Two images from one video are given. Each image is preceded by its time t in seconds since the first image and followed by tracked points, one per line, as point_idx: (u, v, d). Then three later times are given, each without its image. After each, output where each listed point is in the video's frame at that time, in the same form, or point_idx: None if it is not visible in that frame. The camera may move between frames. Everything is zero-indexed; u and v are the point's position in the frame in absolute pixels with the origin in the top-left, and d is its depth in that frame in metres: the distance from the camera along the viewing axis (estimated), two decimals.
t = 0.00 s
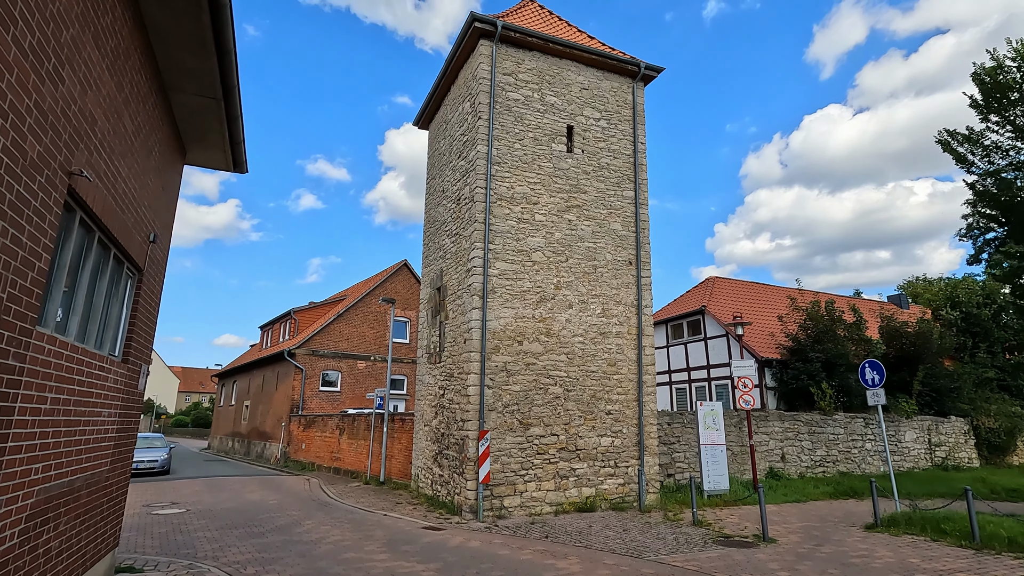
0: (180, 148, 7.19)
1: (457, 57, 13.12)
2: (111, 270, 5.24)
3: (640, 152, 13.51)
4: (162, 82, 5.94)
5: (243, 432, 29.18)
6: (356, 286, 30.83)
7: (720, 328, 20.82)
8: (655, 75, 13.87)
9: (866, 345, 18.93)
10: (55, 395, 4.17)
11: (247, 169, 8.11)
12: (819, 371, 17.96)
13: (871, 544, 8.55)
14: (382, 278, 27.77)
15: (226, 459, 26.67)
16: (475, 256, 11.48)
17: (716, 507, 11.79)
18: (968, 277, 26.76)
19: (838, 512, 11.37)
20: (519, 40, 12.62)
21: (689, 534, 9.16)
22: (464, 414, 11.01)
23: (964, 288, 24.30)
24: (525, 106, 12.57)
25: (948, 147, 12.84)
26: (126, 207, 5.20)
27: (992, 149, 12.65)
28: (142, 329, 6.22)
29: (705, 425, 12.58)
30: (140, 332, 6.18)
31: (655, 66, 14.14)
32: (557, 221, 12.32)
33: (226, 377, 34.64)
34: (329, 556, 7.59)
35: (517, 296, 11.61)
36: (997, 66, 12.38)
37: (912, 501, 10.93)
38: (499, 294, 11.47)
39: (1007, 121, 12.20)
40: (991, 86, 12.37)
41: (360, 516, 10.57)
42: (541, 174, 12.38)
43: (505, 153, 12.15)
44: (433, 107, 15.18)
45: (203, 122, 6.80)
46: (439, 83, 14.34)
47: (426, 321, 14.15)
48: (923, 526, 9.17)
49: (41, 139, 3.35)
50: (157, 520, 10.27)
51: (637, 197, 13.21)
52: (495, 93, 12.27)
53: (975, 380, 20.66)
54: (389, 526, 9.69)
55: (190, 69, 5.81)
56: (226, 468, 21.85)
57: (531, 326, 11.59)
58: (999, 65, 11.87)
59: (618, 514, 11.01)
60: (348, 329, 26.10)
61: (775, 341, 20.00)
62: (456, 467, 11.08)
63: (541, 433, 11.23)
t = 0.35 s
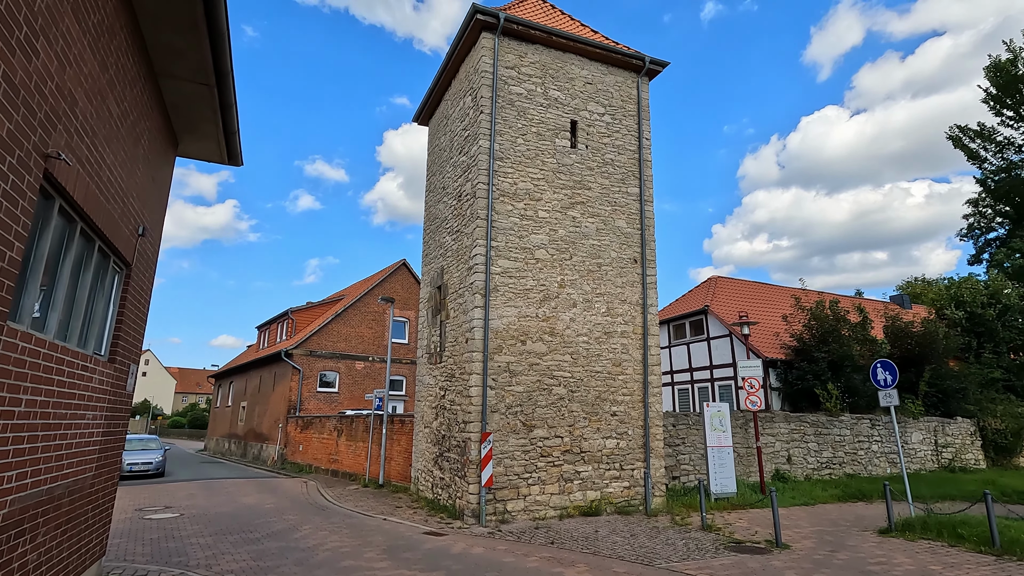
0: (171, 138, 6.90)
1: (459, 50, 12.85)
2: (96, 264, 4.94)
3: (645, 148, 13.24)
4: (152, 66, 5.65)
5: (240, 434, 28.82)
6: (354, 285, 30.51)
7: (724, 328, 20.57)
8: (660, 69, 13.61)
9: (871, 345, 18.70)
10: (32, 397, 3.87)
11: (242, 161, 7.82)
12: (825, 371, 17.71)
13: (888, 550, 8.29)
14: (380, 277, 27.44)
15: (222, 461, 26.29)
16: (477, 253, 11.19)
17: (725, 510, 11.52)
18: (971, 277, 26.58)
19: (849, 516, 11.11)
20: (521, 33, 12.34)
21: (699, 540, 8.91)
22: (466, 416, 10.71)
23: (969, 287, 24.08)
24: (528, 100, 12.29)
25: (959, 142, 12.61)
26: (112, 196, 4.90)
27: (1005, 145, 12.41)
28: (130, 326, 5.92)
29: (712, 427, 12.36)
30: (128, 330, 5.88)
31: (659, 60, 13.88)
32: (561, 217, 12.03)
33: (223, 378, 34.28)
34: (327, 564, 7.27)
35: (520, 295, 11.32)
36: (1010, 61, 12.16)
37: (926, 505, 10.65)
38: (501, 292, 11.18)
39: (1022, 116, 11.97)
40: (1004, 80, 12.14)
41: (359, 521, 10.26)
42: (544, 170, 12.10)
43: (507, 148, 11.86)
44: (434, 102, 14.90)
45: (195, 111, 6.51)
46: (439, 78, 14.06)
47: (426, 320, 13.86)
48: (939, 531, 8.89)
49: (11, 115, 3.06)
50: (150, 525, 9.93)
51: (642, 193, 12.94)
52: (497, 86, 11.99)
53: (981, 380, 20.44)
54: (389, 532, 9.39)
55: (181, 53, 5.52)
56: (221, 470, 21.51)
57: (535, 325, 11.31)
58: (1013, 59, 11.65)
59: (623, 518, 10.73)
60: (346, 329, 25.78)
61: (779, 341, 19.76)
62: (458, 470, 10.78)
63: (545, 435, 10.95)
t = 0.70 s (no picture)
0: (172, 128, 6.66)
1: (465, 42, 12.60)
2: (91, 255, 4.68)
3: (656, 142, 12.96)
4: (151, 49, 5.39)
5: (242, 434, 28.58)
6: (357, 285, 30.24)
7: (732, 327, 20.28)
8: (670, 62, 13.32)
9: (883, 344, 18.40)
10: (22, 396, 3.60)
11: (244, 152, 7.58)
12: (837, 370, 17.41)
13: (913, 554, 8.01)
14: (383, 276, 27.17)
15: (224, 462, 26.02)
16: (485, 249, 10.91)
17: (739, 513, 11.25)
18: (981, 275, 26.25)
19: (868, 519, 10.82)
20: (529, 24, 12.07)
21: (717, 544, 8.64)
22: (474, 416, 10.44)
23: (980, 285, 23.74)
24: (536, 93, 12.02)
25: (979, 135, 12.30)
26: (109, 184, 4.64)
27: None
28: (129, 322, 5.65)
29: (725, 427, 12.03)
30: (127, 326, 5.61)
31: (670, 53, 13.60)
32: (571, 213, 11.75)
33: (224, 378, 34.07)
34: (333, 570, 6.99)
35: (529, 292, 11.05)
36: None
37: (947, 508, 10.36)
38: (510, 289, 10.90)
39: None
40: None
41: (365, 524, 9.99)
42: (553, 164, 11.82)
43: (516, 142, 11.59)
44: (439, 97, 14.64)
45: (196, 98, 6.26)
46: (445, 71, 13.81)
47: (432, 318, 13.60)
48: (964, 534, 8.60)
49: None
50: (150, 529, 9.67)
51: (653, 188, 12.66)
52: (505, 79, 11.72)
53: (994, 380, 20.12)
54: (396, 536, 9.12)
55: (180, 35, 5.26)
56: (224, 471, 21.27)
57: (545, 323, 11.03)
58: None
59: (636, 521, 10.45)
60: (349, 329, 25.52)
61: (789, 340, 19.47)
62: (466, 471, 10.52)
63: (555, 436, 10.67)
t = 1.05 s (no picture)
0: (173, 114, 6.42)
1: (474, 33, 12.34)
2: (86, 242, 4.42)
3: (668, 135, 12.67)
4: (151, 29, 5.14)
5: (246, 434, 28.40)
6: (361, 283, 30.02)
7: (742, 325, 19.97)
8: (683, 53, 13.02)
9: (897, 342, 18.05)
10: (9, 391, 3.33)
11: (248, 141, 7.34)
12: (851, 369, 17.06)
13: (942, 558, 7.70)
14: (388, 274, 26.92)
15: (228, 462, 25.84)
16: (494, 244, 10.64)
17: (756, 514, 10.95)
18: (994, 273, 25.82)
19: (890, 521, 10.51)
20: (539, 14, 11.79)
21: (737, 547, 8.35)
22: (484, 415, 10.17)
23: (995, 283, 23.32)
24: (546, 85, 11.74)
25: (1003, 126, 11.94)
26: (106, 168, 4.39)
27: None
28: (128, 315, 5.41)
29: (740, 426, 11.79)
30: (126, 319, 5.36)
31: (681, 44, 13.30)
32: (582, 207, 11.47)
33: (229, 378, 33.93)
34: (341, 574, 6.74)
35: (540, 288, 10.77)
36: None
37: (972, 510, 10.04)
38: (520, 285, 10.63)
39: None
40: None
41: (372, 526, 9.73)
42: (564, 157, 11.54)
43: (525, 134, 11.32)
44: (446, 90, 14.38)
45: (198, 82, 6.02)
46: (452, 64, 13.56)
47: (439, 316, 13.35)
48: (994, 537, 8.29)
49: None
50: (153, 530, 9.43)
51: (665, 182, 12.36)
52: (515, 69, 11.45)
53: (1011, 379, 19.73)
54: (405, 538, 8.85)
55: (181, 13, 5.00)
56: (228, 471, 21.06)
57: (556, 320, 10.75)
58: None
59: (650, 523, 10.16)
60: (353, 327, 25.30)
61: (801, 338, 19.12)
62: (476, 471, 10.25)
63: (566, 435, 10.39)
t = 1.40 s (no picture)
0: (170, 97, 6.13)
1: (480, 21, 12.04)
2: (73, 227, 4.12)
3: (679, 126, 12.34)
4: (145, 2, 4.85)
5: (248, 433, 28.19)
6: (363, 280, 29.72)
7: (751, 322, 19.63)
8: (694, 42, 12.68)
9: (911, 339, 17.66)
10: None
11: (248, 127, 7.04)
12: (864, 366, 16.70)
13: (972, 562, 7.37)
14: (391, 271, 26.63)
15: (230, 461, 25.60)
16: (502, 237, 10.33)
17: (772, 515, 10.63)
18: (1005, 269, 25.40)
19: (910, 522, 10.18)
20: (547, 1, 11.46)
21: (756, 550, 8.04)
22: (492, 413, 9.87)
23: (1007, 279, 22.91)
24: (555, 74, 11.42)
25: None
26: (94, 147, 4.10)
27: None
28: (121, 307, 5.12)
29: (754, 425, 11.41)
30: (119, 310, 5.08)
31: (692, 33, 12.96)
32: (591, 199, 11.15)
33: (231, 377, 33.71)
34: None
35: (549, 282, 10.46)
36: None
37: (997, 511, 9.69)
38: (529, 279, 10.31)
39: None
40: None
41: (377, 527, 9.44)
42: (573, 148, 11.22)
43: (534, 124, 11.00)
44: (451, 81, 14.08)
45: (195, 62, 5.73)
46: (457, 54, 13.25)
47: (444, 312, 13.05)
48: None
49: None
50: (152, 531, 9.15)
51: (677, 174, 12.03)
52: (522, 58, 11.14)
53: None
54: (411, 540, 8.56)
55: None
56: (230, 470, 20.80)
57: (565, 315, 10.43)
58: None
59: (663, 524, 9.86)
60: (356, 325, 25.01)
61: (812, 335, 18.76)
62: (483, 471, 9.95)
63: (576, 434, 10.08)
